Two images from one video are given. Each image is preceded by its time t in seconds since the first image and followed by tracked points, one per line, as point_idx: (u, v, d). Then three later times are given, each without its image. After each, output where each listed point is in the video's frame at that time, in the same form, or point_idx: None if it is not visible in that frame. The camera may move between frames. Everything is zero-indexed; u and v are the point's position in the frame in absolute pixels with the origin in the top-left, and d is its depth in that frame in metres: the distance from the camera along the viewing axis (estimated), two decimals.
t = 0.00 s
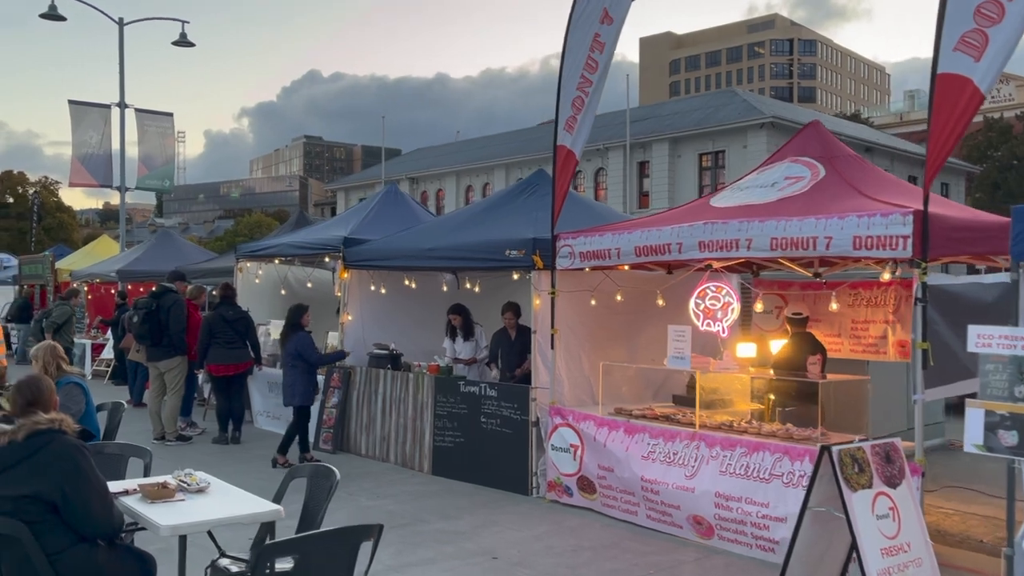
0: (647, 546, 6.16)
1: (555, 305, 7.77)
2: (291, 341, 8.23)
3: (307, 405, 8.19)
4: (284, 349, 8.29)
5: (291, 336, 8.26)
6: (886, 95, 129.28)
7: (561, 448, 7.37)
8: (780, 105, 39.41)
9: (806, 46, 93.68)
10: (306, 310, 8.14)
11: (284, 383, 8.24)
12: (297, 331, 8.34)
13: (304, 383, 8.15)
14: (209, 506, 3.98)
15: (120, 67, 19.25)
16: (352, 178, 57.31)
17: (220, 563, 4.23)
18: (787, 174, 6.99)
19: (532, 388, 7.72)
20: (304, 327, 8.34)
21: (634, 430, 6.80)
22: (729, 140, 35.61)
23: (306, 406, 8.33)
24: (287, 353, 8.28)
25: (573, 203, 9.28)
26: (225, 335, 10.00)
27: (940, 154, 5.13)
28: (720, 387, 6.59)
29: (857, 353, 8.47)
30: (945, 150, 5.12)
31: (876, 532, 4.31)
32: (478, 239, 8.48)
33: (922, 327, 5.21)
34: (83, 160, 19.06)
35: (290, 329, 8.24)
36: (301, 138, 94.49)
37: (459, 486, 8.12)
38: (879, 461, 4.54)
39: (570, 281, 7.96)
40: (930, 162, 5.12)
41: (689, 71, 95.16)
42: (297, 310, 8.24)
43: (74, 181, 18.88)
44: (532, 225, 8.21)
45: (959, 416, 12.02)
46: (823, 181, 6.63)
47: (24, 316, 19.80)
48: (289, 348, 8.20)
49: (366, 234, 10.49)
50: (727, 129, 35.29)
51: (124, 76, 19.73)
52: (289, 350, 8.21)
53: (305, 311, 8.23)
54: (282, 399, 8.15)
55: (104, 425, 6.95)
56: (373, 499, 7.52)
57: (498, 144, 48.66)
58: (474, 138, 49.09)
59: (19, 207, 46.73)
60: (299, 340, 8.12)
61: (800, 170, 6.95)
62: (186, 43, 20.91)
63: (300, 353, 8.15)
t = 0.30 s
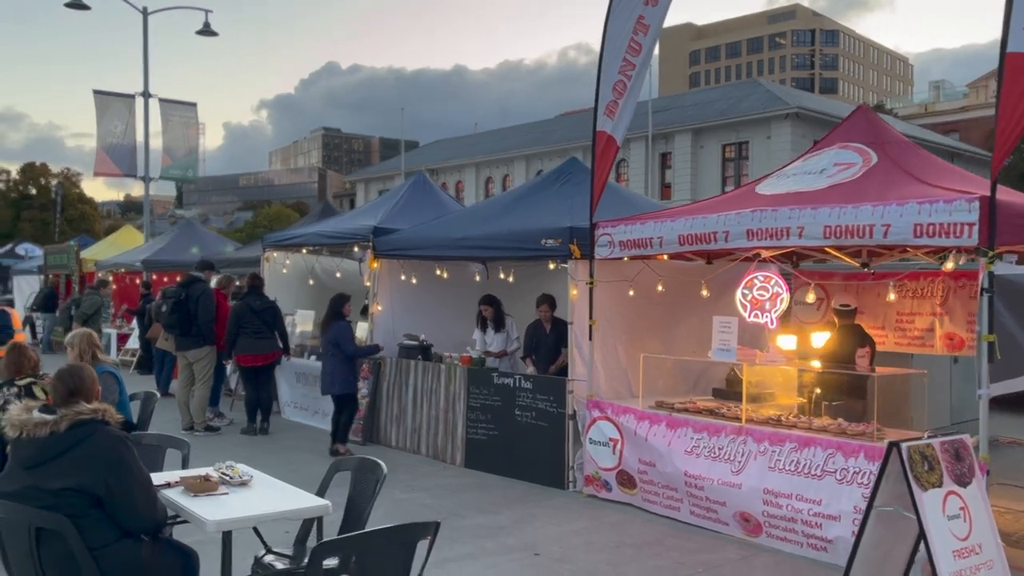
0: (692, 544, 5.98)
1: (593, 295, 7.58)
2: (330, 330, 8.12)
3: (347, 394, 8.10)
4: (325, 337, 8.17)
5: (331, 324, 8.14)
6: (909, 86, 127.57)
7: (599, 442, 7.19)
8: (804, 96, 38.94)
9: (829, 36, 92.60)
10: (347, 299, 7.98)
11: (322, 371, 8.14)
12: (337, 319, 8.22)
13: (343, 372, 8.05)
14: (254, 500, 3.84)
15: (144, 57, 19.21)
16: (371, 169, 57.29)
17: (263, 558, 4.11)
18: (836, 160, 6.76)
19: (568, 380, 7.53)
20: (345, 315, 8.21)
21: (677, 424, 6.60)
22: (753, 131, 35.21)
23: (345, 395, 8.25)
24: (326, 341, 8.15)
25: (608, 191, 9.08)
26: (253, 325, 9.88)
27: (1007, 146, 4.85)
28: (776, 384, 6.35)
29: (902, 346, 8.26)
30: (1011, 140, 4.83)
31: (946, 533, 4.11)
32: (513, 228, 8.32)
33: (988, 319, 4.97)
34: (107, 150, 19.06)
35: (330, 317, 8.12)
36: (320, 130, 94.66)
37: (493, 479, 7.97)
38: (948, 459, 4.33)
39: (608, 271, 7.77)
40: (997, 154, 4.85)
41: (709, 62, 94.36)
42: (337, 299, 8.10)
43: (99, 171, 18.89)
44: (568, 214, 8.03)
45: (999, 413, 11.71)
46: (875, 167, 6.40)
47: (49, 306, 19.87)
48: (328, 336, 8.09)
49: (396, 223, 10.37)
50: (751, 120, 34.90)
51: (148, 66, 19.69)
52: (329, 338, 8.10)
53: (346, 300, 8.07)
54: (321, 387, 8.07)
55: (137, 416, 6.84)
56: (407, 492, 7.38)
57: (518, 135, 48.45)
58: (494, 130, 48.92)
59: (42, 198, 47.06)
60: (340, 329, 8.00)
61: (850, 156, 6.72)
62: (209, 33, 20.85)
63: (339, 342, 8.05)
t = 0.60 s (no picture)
0: (746, 548, 5.77)
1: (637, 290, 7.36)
2: (374, 324, 8.00)
3: (389, 389, 7.99)
4: (368, 330, 8.05)
5: (375, 318, 8.02)
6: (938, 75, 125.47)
7: (645, 441, 6.99)
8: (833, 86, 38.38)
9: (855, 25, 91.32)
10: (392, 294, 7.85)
11: (365, 365, 8.03)
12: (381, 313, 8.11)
13: (386, 367, 7.94)
14: (306, 505, 3.69)
15: (171, 48, 19.14)
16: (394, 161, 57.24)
17: (312, 561, 4.02)
18: (895, 150, 6.49)
19: (611, 376, 7.32)
20: (389, 310, 8.07)
21: (728, 423, 6.39)
22: (781, 121, 34.71)
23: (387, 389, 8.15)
24: (370, 335, 8.04)
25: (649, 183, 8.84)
26: (286, 318, 9.77)
27: None
28: (832, 381, 6.01)
29: (956, 342, 7.94)
30: None
31: None
32: (553, 220, 8.13)
33: None
34: (136, 142, 19.04)
35: (374, 312, 8.02)
36: (343, 122, 94.89)
37: (533, 477, 7.80)
38: None
39: (654, 265, 7.55)
40: None
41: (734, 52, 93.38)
42: (382, 292, 7.97)
43: (128, 163, 18.87)
44: (610, 206, 7.83)
45: None
46: (939, 157, 6.12)
47: (79, 298, 19.93)
48: (372, 330, 7.98)
49: (430, 216, 10.21)
50: (779, 110, 34.41)
51: (176, 57, 19.64)
52: (373, 332, 7.98)
53: (390, 295, 7.94)
54: (364, 381, 7.97)
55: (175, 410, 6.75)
56: (447, 490, 7.23)
57: (541, 126, 48.16)
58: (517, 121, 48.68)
59: (69, 189, 47.43)
60: (384, 324, 7.89)
61: (910, 145, 6.45)
62: (236, 23, 20.75)
63: (382, 336, 7.94)
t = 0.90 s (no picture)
0: (807, 552, 5.53)
1: (687, 284, 7.13)
2: (424, 318, 7.91)
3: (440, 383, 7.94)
4: (418, 324, 7.98)
5: (425, 312, 7.94)
6: (973, 66, 123.03)
7: (695, 439, 6.77)
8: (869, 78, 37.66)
9: (889, 16, 89.77)
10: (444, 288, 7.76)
11: (415, 359, 7.94)
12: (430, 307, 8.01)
13: (438, 362, 7.88)
14: (362, 504, 3.53)
15: (203, 41, 19.13)
16: (422, 155, 57.23)
17: (367, 564, 3.86)
18: (963, 136, 6.19)
19: (660, 372, 7.09)
20: (440, 304, 7.98)
21: (785, 422, 6.14)
22: (816, 113, 34.11)
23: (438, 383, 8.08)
24: (420, 329, 7.97)
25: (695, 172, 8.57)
26: (322, 311, 9.63)
27: None
28: (890, 379, 5.75)
29: (1020, 338, 7.59)
30: None
31: None
32: (598, 211, 7.93)
33: None
34: (168, 135, 19.08)
35: (425, 305, 7.89)
36: (370, 117, 95.17)
37: (577, 475, 7.61)
38: None
39: (705, 257, 7.31)
40: None
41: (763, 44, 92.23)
42: (434, 286, 7.88)
43: (161, 156, 18.91)
44: (658, 197, 7.60)
45: None
46: (1012, 143, 5.82)
47: (113, 291, 20.05)
48: (423, 324, 7.89)
49: (468, 207, 10.05)
50: (814, 102, 33.82)
51: (209, 50, 19.66)
52: (424, 326, 7.90)
53: (442, 289, 7.85)
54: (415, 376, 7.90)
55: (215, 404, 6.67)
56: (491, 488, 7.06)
57: (570, 120, 47.86)
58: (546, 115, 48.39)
59: (100, 184, 47.97)
60: (436, 319, 7.81)
61: (980, 131, 6.14)
62: (267, 16, 20.70)
63: (434, 331, 7.85)
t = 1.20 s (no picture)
0: (872, 563, 5.26)
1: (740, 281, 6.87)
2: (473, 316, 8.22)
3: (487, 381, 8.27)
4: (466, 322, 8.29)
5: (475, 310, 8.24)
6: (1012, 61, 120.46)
7: (749, 442, 6.51)
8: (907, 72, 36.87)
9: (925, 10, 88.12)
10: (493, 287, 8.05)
11: (464, 357, 8.30)
12: (480, 305, 8.31)
13: (485, 360, 8.19)
14: (418, 511, 3.34)
15: (237, 38, 19.13)
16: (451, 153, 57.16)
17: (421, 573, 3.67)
18: None
19: (711, 373, 6.83)
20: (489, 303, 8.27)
21: (847, 425, 5.86)
22: (853, 109, 33.43)
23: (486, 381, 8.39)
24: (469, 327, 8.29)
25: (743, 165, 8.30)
26: (360, 308, 9.48)
27: None
28: (954, 381, 5.51)
29: None
30: None
31: None
32: (645, 206, 7.71)
33: None
34: (203, 132, 19.12)
35: (474, 304, 8.20)
36: (399, 115, 95.42)
37: (622, 478, 7.39)
38: None
39: (758, 253, 7.05)
40: None
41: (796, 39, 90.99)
42: (484, 285, 8.20)
43: (195, 153, 18.96)
44: (707, 191, 7.36)
45: None
46: None
47: (148, 287, 20.17)
48: (472, 322, 8.19)
49: (507, 203, 9.87)
50: (851, 97, 33.16)
51: (244, 48, 19.70)
52: (473, 324, 8.22)
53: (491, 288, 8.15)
54: (463, 373, 8.27)
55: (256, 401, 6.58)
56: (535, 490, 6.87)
57: (601, 116, 47.51)
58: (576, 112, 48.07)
59: (134, 182, 48.50)
60: (484, 318, 8.11)
61: None
62: (300, 13, 20.66)
63: (482, 329, 8.13)
